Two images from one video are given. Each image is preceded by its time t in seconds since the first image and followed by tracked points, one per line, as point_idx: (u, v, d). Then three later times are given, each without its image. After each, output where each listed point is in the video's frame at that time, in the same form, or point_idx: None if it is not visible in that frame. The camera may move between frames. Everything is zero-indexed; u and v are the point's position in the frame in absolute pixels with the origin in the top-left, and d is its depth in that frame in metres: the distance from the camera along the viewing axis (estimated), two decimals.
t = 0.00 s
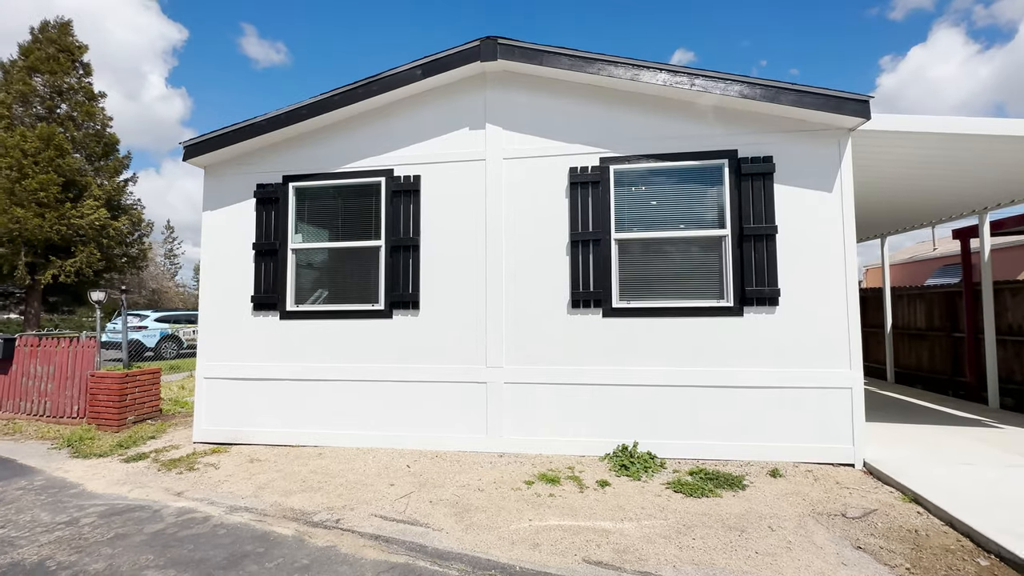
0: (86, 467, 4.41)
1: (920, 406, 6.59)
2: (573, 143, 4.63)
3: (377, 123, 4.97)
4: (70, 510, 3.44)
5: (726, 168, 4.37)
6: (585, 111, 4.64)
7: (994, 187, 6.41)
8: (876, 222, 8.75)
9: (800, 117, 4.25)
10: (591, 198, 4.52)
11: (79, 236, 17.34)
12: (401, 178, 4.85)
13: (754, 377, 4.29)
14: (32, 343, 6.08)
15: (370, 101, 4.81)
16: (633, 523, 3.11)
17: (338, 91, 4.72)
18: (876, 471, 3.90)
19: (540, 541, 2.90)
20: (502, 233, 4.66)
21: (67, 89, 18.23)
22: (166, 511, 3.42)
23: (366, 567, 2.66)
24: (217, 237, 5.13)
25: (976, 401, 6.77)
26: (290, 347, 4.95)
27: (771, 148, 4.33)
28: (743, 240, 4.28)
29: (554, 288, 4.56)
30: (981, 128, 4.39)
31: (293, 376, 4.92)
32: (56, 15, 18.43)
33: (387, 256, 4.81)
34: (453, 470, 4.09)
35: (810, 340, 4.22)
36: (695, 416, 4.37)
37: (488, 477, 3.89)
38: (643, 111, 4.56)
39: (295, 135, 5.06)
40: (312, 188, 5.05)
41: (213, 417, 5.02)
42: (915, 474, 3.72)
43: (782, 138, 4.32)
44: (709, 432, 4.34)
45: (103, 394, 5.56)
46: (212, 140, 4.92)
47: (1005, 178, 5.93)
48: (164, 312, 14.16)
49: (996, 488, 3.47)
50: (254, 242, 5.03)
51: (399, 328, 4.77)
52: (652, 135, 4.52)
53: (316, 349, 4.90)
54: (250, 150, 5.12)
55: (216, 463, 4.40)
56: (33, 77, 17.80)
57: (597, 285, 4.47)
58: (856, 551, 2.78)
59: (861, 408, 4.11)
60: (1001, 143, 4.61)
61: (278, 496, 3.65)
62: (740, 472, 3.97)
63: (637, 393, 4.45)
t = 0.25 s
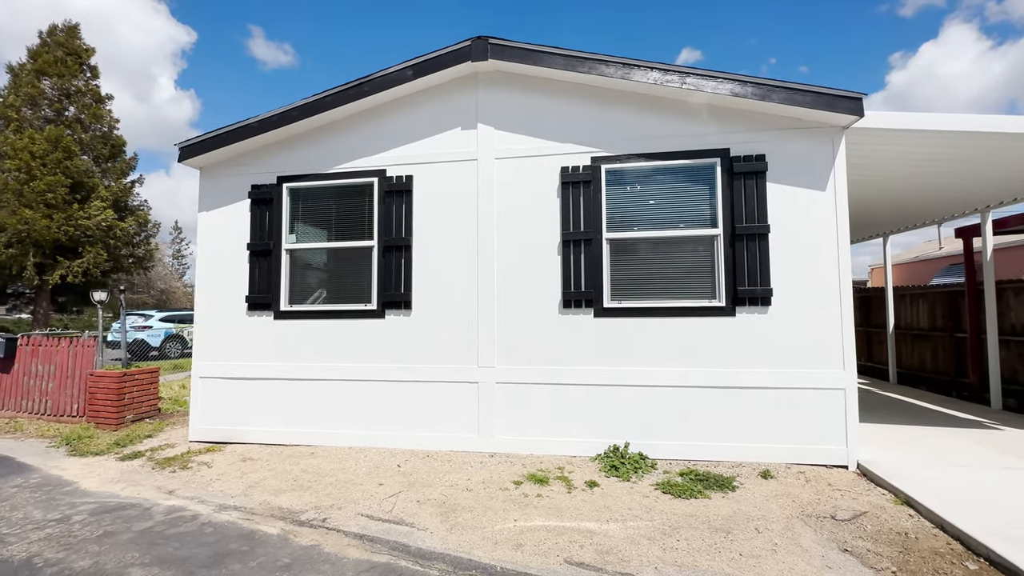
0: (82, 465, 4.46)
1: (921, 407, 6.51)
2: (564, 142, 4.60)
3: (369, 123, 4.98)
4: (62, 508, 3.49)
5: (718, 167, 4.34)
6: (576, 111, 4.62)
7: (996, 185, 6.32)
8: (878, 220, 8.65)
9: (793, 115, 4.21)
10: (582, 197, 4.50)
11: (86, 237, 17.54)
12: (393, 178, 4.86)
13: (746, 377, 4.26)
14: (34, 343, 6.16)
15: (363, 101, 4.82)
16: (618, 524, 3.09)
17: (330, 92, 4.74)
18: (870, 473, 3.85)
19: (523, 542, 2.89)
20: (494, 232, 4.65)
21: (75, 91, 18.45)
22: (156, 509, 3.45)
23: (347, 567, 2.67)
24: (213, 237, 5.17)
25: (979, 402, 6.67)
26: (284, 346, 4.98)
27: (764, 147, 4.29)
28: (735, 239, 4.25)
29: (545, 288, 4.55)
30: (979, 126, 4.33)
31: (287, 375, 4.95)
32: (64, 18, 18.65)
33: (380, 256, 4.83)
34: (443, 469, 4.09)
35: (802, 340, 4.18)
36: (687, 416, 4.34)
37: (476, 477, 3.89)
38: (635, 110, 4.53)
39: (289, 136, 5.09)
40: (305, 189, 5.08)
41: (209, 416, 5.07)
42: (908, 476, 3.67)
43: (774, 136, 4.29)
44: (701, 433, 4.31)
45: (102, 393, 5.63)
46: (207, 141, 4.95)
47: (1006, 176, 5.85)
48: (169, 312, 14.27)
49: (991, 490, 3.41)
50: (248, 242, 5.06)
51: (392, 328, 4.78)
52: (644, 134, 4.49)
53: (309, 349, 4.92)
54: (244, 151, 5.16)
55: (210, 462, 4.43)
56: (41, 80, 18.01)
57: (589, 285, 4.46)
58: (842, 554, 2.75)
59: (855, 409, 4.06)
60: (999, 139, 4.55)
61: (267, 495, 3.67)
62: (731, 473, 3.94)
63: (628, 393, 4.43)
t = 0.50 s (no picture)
0: (76, 463, 4.49)
1: (921, 407, 6.43)
2: (556, 141, 4.58)
3: (361, 123, 4.98)
4: (53, 505, 3.51)
5: (711, 165, 4.30)
6: (568, 109, 4.59)
7: (997, 182, 6.24)
8: (879, 219, 8.57)
9: (785, 112, 4.17)
10: (574, 196, 4.48)
11: (91, 237, 17.68)
12: (385, 178, 4.86)
13: (738, 377, 4.22)
14: (33, 342, 6.21)
15: (354, 101, 4.82)
16: (604, 525, 3.07)
17: (322, 92, 4.74)
18: (863, 474, 3.80)
19: (507, 542, 2.87)
20: (485, 231, 4.64)
21: (80, 93, 18.61)
22: (144, 507, 3.47)
23: (329, 566, 2.66)
24: (207, 237, 5.19)
25: (981, 403, 6.58)
26: (277, 345, 4.99)
27: (756, 144, 4.25)
28: (727, 238, 4.21)
29: (536, 287, 4.53)
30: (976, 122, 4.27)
31: (280, 375, 4.96)
32: (69, 21, 18.82)
33: (372, 255, 4.83)
34: (433, 469, 4.08)
35: (795, 339, 4.13)
36: (679, 416, 4.30)
37: (465, 477, 3.88)
38: (627, 108, 4.50)
39: (282, 135, 5.09)
40: (298, 189, 5.09)
41: (202, 415, 5.08)
42: (902, 478, 3.62)
43: (767, 134, 4.24)
44: (693, 433, 4.27)
45: (99, 392, 5.67)
46: (200, 141, 4.97)
47: (1006, 172, 5.79)
48: (172, 312, 14.27)
49: (985, 492, 3.36)
50: (242, 242, 5.07)
51: (384, 327, 4.78)
52: (636, 132, 4.46)
53: (302, 348, 4.93)
54: (237, 151, 5.17)
55: (202, 460, 4.45)
56: (47, 82, 18.19)
57: (580, 284, 4.43)
58: (829, 556, 2.71)
59: (849, 410, 4.01)
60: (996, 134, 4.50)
61: (256, 494, 3.67)
62: (722, 474, 3.90)
63: (620, 393, 4.40)
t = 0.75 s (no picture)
0: (69, 463, 4.52)
1: (921, 409, 6.34)
2: (547, 141, 4.55)
3: (353, 123, 4.97)
4: (41, 505, 3.53)
5: (702, 165, 4.25)
6: (559, 108, 4.56)
7: (999, 181, 6.15)
8: (881, 218, 8.47)
9: (778, 111, 4.12)
10: (564, 196, 4.45)
11: (97, 238, 17.84)
12: (376, 178, 4.85)
13: (730, 379, 4.17)
14: (32, 342, 6.26)
15: (345, 101, 4.82)
16: (588, 528, 3.04)
17: (313, 92, 4.74)
18: (856, 477, 3.74)
19: (489, 545, 2.85)
20: (476, 231, 4.61)
21: (86, 95, 18.78)
22: (132, 508, 3.48)
23: (309, 568, 2.65)
24: (200, 238, 5.21)
25: (983, 405, 6.48)
26: (269, 346, 5.00)
27: (748, 143, 4.20)
28: (719, 238, 4.17)
29: (527, 288, 4.50)
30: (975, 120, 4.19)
31: (272, 375, 4.96)
32: (75, 24, 18.99)
33: (363, 256, 4.82)
34: (422, 470, 4.06)
35: (787, 341, 4.08)
36: (670, 418, 4.26)
37: (453, 479, 3.86)
38: (618, 107, 4.46)
39: (274, 136, 5.10)
40: (290, 190, 5.09)
41: (196, 415, 5.10)
42: (895, 482, 3.55)
43: (760, 132, 4.19)
44: (684, 435, 4.23)
45: (95, 392, 5.70)
46: (192, 142, 4.98)
47: (1008, 170, 5.70)
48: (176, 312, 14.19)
49: (980, 497, 3.30)
50: (235, 243, 5.09)
51: (375, 328, 4.78)
52: (627, 132, 4.42)
53: (294, 349, 4.94)
54: (231, 152, 5.18)
55: (193, 461, 4.46)
56: (54, 84, 18.37)
57: (570, 285, 4.40)
58: (815, 561, 2.67)
59: (842, 412, 3.96)
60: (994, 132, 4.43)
61: (243, 495, 3.68)
62: (712, 477, 3.86)
63: (611, 394, 4.37)
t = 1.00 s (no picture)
0: (65, 462, 4.56)
1: (920, 411, 6.28)
2: (539, 141, 4.55)
3: (347, 124, 4.99)
4: (35, 504, 3.56)
5: (694, 164, 4.23)
6: (551, 109, 4.55)
7: (999, 180, 6.08)
8: (882, 217, 8.40)
9: (770, 110, 4.09)
10: (556, 197, 4.44)
11: (101, 238, 17.98)
12: (370, 179, 4.86)
13: (723, 380, 4.15)
14: (32, 342, 6.33)
15: (339, 102, 4.83)
16: (575, 529, 3.04)
17: (307, 93, 4.76)
18: (849, 479, 3.71)
19: (474, 546, 2.85)
20: (468, 231, 4.62)
21: (91, 97, 18.94)
22: (123, 507, 3.50)
23: (294, 568, 2.66)
24: (196, 239, 5.24)
25: (983, 406, 6.42)
26: (264, 346, 5.02)
27: (741, 143, 4.18)
28: (711, 238, 4.15)
29: (519, 289, 4.50)
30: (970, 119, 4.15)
31: (266, 375, 4.99)
32: (80, 26, 19.15)
33: (357, 256, 4.83)
34: (413, 471, 4.07)
35: (780, 342, 4.05)
36: (662, 419, 4.25)
37: (443, 479, 3.86)
38: (611, 107, 4.45)
39: (269, 137, 5.13)
40: (285, 191, 5.11)
41: (191, 415, 5.14)
42: (886, 484, 3.53)
43: (752, 132, 4.17)
44: (676, 436, 4.21)
45: (94, 391, 5.75)
46: (188, 143, 5.01)
47: (1007, 169, 5.64)
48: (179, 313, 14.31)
49: (972, 500, 3.26)
50: (230, 243, 5.11)
51: (368, 328, 4.79)
52: (619, 131, 4.41)
53: (288, 349, 4.96)
54: (226, 153, 5.21)
55: (187, 460, 4.49)
56: (59, 86, 18.53)
57: (562, 285, 4.40)
58: (800, 564, 2.65)
59: (834, 413, 3.93)
60: (990, 130, 4.38)
61: (234, 494, 3.70)
62: (703, 478, 3.84)
63: (603, 395, 4.36)
